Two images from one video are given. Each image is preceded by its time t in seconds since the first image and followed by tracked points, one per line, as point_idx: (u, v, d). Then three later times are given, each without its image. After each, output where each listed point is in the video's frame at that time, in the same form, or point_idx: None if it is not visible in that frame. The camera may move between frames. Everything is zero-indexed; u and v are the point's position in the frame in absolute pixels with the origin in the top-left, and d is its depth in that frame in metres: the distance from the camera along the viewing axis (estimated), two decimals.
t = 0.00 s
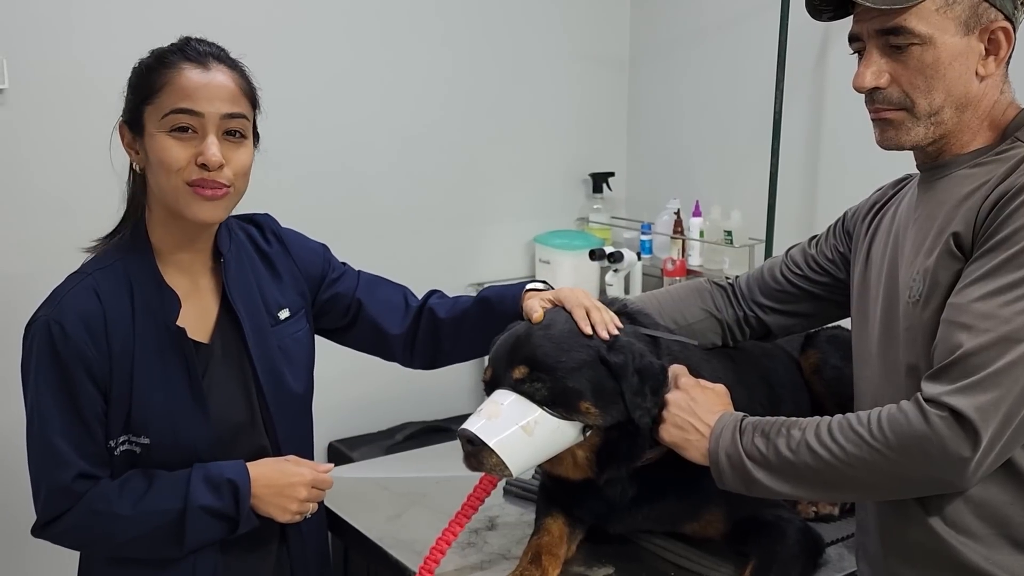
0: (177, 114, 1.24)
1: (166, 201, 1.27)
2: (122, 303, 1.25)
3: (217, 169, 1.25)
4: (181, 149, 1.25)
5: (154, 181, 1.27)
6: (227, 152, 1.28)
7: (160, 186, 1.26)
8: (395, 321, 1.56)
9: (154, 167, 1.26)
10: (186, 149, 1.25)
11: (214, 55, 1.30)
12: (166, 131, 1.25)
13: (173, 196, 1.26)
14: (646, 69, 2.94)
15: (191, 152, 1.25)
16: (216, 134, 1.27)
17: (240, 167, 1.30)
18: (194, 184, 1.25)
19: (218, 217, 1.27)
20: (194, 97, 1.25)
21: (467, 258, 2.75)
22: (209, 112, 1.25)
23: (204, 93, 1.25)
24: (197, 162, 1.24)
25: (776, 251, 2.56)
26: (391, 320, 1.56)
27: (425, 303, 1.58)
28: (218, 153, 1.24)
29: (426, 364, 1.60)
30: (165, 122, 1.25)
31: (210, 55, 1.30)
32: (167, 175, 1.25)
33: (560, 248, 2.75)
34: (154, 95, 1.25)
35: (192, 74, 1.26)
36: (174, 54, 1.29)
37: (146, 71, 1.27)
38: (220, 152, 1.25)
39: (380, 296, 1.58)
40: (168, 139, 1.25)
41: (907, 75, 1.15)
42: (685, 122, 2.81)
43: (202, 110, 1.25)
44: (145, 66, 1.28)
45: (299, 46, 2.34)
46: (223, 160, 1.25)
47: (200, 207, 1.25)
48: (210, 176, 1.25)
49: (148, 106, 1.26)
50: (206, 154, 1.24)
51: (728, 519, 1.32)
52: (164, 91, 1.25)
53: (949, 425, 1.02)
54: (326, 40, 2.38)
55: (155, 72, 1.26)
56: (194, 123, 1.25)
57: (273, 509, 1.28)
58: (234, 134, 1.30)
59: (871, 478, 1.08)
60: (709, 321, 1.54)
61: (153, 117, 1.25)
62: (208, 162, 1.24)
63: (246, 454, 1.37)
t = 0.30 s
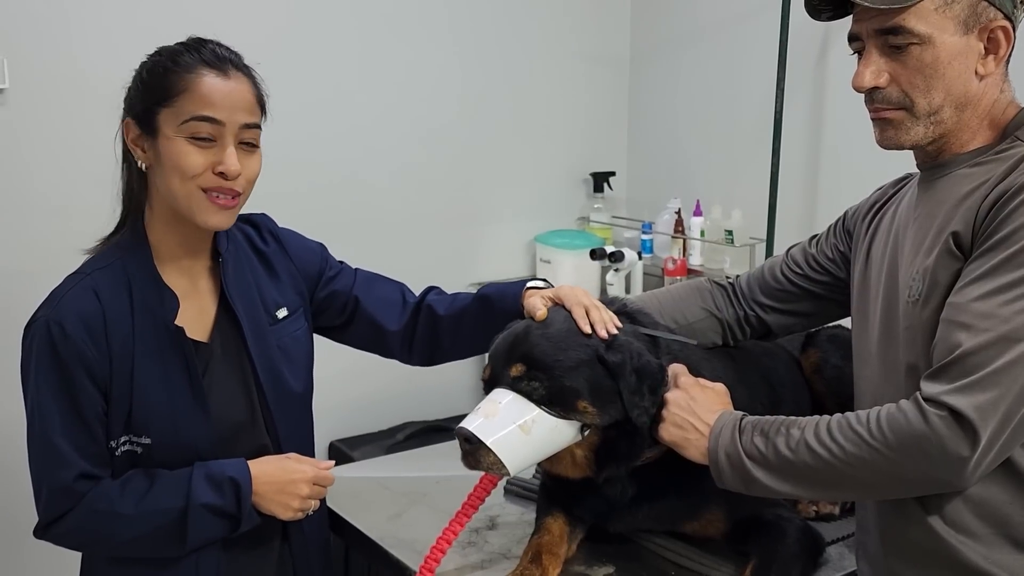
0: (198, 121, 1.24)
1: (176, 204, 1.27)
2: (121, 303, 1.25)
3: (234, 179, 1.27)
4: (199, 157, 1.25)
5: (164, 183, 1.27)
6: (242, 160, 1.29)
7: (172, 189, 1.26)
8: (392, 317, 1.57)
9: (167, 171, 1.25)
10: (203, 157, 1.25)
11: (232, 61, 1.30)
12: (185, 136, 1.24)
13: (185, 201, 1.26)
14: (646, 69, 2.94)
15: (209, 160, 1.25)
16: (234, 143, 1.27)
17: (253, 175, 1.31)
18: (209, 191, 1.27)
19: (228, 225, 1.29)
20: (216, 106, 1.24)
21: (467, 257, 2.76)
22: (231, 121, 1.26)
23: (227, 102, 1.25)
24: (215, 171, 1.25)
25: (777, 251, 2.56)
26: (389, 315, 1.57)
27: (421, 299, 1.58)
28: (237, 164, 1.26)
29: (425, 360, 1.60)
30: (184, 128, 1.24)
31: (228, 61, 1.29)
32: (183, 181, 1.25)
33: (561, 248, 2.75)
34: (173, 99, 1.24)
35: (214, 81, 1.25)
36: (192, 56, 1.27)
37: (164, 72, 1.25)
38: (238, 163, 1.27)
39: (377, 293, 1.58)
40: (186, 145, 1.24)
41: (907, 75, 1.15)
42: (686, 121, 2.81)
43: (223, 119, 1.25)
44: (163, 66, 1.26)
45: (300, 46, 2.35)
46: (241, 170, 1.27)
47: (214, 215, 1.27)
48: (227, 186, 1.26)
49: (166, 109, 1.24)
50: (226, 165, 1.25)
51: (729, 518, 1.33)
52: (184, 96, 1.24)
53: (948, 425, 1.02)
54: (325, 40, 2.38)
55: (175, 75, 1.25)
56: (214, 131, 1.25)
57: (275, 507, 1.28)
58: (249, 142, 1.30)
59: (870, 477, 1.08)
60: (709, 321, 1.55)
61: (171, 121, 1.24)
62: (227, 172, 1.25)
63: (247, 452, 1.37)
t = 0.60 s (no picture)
0: (224, 125, 1.24)
1: (195, 207, 1.27)
2: (118, 305, 1.25)
3: (254, 180, 1.29)
4: (223, 160, 1.25)
5: (183, 186, 1.26)
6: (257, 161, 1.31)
7: (193, 193, 1.26)
8: (388, 319, 1.57)
9: (190, 174, 1.25)
10: (226, 159, 1.26)
11: (239, 62, 1.31)
12: (207, 140, 1.24)
13: (208, 205, 1.26)
14: (646, 68, 2.94)
15: (232, 163, 1.26)
16: (250, 144, 1.29)
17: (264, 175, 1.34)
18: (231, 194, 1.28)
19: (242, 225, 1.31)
20: (238, 108, 1.25)
21: (467, 257, 2.76)
22: (251, 124, 1.27)
23: (247, 104, 1.26)
24: (239, 174, 1.27)
25: (776, 250, 2.56)
26: (386, 317, 1.56)
27: (414, 299, 1.59)
28: (257, 166, 1.29)
29: (419, 359, 1.61)
30: (208, 131, 1.24)
31: (235, 61, 1.30)
32: (209, 185, 1.25)
33: (561, 247, 2.75)
34: (194, 101, 1.23)
35: (232, 84, 1.25)
36: (203, 57, 1.27)
37: (183, 74, 1.24)
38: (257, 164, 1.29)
39: (373, 291, 1.58)
40: (211, 148, 1.24)
41: (907, 74, 1.15)
42: (686, 120, 2.81)
43: (245, 122, 1.26)
44: (179, 68, 1.24)
45: (300, 47, 2.35)
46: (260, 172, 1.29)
47: (235, 216, 1.29)
48: (249, 188, 1.28)
49: (186, 111, 1.23)
50: (250, 167, 1.27)
51: (729, 518, 1.33)
52: (207, 99, 1.23)
53: (948, 423, 1.02)
54: (325, 41, 2.38)
55: (195, 77, 1.24)
56: (237, 134, 1.26)
57: (278, 506, 1.28)
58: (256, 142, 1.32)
59: (869, 476, 1.08)
60: (709, 321, 1.55)
61: (196, 124, 1.24)
62: (250, 175, 1.28)
63: (248, 452, 1.38)
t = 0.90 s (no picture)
0: (229, 125, 1.24)
1: (198, 207, 1.27)
2: (116, 307, 1.25)
3: (257, 181, 1.29)
4: (228, 160, 1.25)
5: (186, 185, 1.25)
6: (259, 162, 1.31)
7: (196, 192, 1.25)
8: (383, 329, 1.56)
9: (194, 174, 1.24)
10: (231, 159, 1.26)
11: (244, 62, 1.30)
12: (212, 139, 1.24)
13: (211, 204, 1.26)
14: (646, 67, 2.94)
15: (237, 164, 1.26)
16: (253, 145, 1.29)
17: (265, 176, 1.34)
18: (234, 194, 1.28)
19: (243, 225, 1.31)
20: (244, 109, 1.25)
21: (467, 256, 2.76)
22: (255, 125, 1.27)
23: (253, 105, 1.26)
24: (243, 175, 1.27)
25: (776, 248, 2.56)
26: (379, 327, 1.56)
27: (409, 310, 1.59)
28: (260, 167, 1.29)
29: (413, 371, 1.59)
30: (214, 131, 1.24)
31: (240, 61, 1.30)
32: (213, 185, 1.25)
33: (561, 246, 2.75)
34: (200, 100, 1.23)
35: (239, 84, 1.26)
36: (210, 56, 1.27)
37: (190, 72, 1.24)
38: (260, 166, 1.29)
39: (369, 301, 1.57)
40: (216, 147, 1.24)
41: (908, 72, 1.15)
42: (686, 119, 2.81)
43: (250, 122, 1.26)
44: (186, 66, 1.24)
45: (299, 46, 2.35)
46: (263, 173, 1.29)
47: (236, 217, 1.29)
48: (252, 189, 1.29)
49: (192, 110, 1.23)
50: (254, 168, 1.27)
51: (729, 516, 1.32)
52: (214, 99, 1.23)
53: (948, 421, 1.02)
54: (325, 39, 2.38)
55: (202, 77, 1.24)
56: (242, 134, 1.26)
57: (279, 505, 1.28)
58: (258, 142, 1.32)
59: (870, 474, 1.08)
60: (708, 320, 1.54)
61: (202, 123, 1.23)
62: (254, 176, 1.28)
63: (248, 452, 1.37)
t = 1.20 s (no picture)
0: (229, 127, 1.24)
1: (198, 208, 1.27)
2: (115, 306, 1.25)
3: (257, 183, 1.29)
4: (228, 161, 1.25)
5: (185, 185, 1.25)
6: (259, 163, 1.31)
7: (196, 193, 1.26)
8: (385, 325, 1.56)
9: (193, 174, 1.24)
10: (230, 160, 1.26)
11: (244, 63, 1.30)
12: (212, 140, 1.24)
13: (210, 206, 1.26)
14: (646, 66, 2.94)
15: (237, 165, 1.26)
16: (253, 146, 1.29)
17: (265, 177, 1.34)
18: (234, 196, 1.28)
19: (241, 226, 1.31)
20: (245, 110, 1.25)
21: (467, 255, 2.76)
22: (256, 126, 1.28)
23: (253, 107, 1.26)
24: (243, 176, 1.27)
25: (777, 248, 2.56)
26: (381, 323, 1.56)
27: (409, 306, 1.59)
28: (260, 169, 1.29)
29: (414, 366, 1.59)
30: (214, 131, 1.24)
31: (241, 62, 1.30)
32: (212, 186, 1.25)
33: (561, 245, 2.75)
34: (200, 101, 1.23)
35: (239, 85, 1.26)
36: (211, 57, 1.27)
37: (190, 73, 1.24)
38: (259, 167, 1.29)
39: (371, 298, 1.57)
40: (216, 149, 1.24)
41: (907, 71, 1.15)
42: (686, 118, 2.81)
43: (251, 124, 1.26)
44: (187, 67, 1.24)
45: (299, 45, 2.35)
46: (263, 175, 1.29)
47: (235, 218, 1.29)
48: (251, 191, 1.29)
49: (192, 111, 1.23)
50: (254, 170, 1.27)
51: (729, 515, 1.32)
52: (214, 100, 1.23)
53: (948, 420, 1.02)
54: (324, 39, 2.39)
55: (203, 77, 1.24)
56: (242, 135, 1.26)
57: (279, 504, 1.28)
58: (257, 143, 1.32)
59: (869, 473, 1.08)
60: (708, 318, 1.55)
61: (202, 124, 1.23)
62: (253, 177, 1.28)
63: (247, 452, 1.38)
